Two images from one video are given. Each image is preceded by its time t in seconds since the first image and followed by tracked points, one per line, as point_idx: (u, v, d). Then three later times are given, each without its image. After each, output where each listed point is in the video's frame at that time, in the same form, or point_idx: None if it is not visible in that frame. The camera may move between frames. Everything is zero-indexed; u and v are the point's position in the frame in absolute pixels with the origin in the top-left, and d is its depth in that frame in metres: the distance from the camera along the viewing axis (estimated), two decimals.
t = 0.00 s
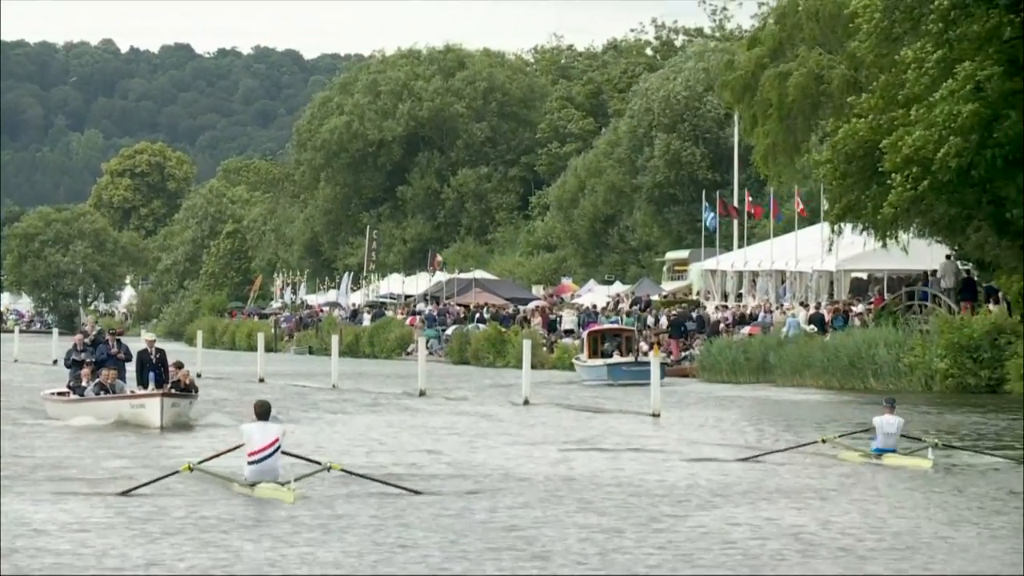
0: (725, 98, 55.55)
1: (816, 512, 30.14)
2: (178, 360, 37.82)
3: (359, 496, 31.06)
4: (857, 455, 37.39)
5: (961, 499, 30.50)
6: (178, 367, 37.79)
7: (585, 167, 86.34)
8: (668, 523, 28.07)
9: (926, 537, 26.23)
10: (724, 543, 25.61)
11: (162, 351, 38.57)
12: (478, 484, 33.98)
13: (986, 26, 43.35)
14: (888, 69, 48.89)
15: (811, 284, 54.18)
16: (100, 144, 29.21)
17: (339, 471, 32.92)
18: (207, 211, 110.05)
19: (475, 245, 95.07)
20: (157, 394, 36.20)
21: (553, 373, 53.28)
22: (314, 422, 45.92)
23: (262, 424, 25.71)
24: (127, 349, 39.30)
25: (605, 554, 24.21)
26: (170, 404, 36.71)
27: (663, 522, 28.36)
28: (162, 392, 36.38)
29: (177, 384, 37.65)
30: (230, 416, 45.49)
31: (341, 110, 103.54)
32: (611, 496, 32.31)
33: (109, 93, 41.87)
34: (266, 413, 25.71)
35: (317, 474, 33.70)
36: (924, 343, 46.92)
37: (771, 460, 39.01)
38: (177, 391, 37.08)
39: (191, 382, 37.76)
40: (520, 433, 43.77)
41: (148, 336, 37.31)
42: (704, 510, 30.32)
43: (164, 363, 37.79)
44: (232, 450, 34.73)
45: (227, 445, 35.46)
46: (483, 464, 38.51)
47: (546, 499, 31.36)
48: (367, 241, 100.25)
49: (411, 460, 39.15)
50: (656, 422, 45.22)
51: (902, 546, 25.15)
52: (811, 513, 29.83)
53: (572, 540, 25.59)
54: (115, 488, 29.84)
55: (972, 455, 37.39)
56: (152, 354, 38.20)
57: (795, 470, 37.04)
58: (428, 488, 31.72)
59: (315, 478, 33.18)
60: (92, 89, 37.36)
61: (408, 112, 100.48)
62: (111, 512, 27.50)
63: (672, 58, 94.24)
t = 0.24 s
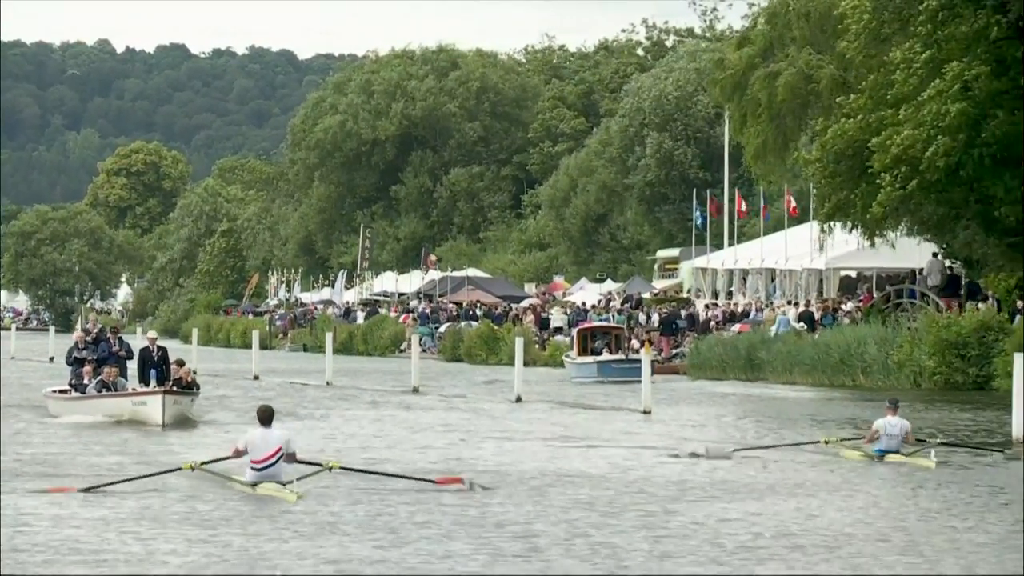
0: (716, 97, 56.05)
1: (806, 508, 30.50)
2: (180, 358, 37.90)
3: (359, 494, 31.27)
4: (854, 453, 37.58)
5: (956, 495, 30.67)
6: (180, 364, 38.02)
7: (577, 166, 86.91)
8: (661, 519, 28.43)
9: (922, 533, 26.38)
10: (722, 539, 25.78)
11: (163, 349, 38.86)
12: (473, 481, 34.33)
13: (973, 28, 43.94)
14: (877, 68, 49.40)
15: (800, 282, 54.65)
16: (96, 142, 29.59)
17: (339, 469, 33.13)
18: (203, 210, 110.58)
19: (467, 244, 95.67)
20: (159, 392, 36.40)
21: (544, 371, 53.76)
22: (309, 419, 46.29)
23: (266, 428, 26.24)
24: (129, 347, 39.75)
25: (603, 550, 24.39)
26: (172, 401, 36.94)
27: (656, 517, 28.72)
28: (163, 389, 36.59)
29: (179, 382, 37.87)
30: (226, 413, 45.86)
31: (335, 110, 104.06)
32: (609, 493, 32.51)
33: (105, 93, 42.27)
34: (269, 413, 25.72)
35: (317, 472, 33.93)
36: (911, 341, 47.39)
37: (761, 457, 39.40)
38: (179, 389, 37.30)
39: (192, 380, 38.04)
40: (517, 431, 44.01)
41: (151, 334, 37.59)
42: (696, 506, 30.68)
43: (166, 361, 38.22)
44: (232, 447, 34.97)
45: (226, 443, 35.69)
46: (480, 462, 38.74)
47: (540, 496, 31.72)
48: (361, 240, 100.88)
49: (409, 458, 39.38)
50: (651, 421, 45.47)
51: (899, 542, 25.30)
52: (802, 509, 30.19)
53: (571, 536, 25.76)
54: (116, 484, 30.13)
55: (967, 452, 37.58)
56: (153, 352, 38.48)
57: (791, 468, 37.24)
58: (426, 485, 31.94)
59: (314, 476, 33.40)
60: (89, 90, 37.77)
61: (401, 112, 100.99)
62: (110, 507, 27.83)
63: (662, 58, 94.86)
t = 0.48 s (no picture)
0: (706, 95, 56.56)
1: (800, 504, 30.92)
2: (182, 356, 38.08)
3: (359, 491, 31.45)
4: (853, 451, 37.86)
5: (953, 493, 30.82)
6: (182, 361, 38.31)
7: (569, 164, 87.63)
8: (656, 515, 28.80)
9: (921, 531, 26.52)
10: (721, 537, 25.92)
11: (165, 346, 39.17)
12: (470, 478, 34.70)
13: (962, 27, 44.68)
14: (867, 68, 49.91)
15: (790, 279, 55.17)
16: (91, 141, 29.87)
17: (340, 467, 33.33)
18: (198, 207, 111.18)
19: (461, 241, 96.38)
20: (162, 388, 36.60)
21: (536, 368, 54.20)
22: (305, 416, 46.66)
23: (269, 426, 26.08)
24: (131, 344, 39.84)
25: (605, 548, 24.53)
26: (174, 398, 37.15)
27: (651, 514, 29.09)
28: (165, 386, 36.78)
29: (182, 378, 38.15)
30: (224, 410, 46.21)
31: (329, 109, 104.66)
32: (607, 491, 32.70)
33: (102, 94, 42.53)
34: (271, 416, 25.89)
35: (317, 468, 34.12)
36: (900, 338, 47.92)
37: (755, 454, 39.83)
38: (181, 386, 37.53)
39: (193, 377, 38.40)
40: (515, 428, 44.23)
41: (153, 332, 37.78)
42: (691, 502, 31.09)
43: (168, 358, 38.49)
44: (233, 445, 35.17)
45: (227, 440, 35.89)
46: (478, 459, 38.95)
47: (537, 492, 32.10)
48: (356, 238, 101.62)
49: (408, 455, 39.58)
50: (649, 418, 45.69)
51: (899, 540, 25.43)
52: (796, 504, 30.60)
53: (571, 535, 25.91)
54: (116, 481, 30.46)
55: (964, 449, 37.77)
56: (155, 350, 38.79)
57: (788, 465, 37.44)
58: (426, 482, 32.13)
59: (315, 473, 33.59)
60: (87, 91, 38.10)
61: (395, 111, 101.62)
62: (111, 504, 28.14)
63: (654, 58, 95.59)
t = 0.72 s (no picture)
0: (698, 93, 57.04)
1: (790, 499, 31.40)
2: (185, 353, 38.49)
3: (359, 488, 31.83)
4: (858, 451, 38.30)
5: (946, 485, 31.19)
6: (185, 359, 38.72)
7: (562, 163, 88.34)
8: (649, 510, 29.26)
9: (914, 526, 26.88)
10: (717, 532, 26.29)
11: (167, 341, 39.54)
12: (465, 474, 35.15)
13: (951, 27, 45.24)
14: (857, 68, 50.38)
15: (781, 277, 55.70)
16: (87, 139, 30.25)
17: (336, 463, 33.79)
18: (194, 205, 111.82)
19: (454, 239, 97.15)
20: (165, 386, 37.00)
21: (530, 365, 54.69)
22: (302, 413, 47.09)
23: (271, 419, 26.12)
24: (132, 341, 39.74)
25: (602, 543, 24.89)
26: (176, 395, 37.56)
27: (644, 509, 29.55)
28: (168, 383, 37.17)
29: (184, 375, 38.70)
30: (222, 407, 46.64)
31: (324, 108, 105.27)
32: (604, 486, 33.08)
33: (98, 93, 42.86)
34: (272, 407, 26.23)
35: (318, 465, 34.51)
36: (890, 335, 48.47)
37: (747, 450, 40.32)
38: (183, 382, 37.98)
39: (195, 375, 38.96)
40: (512, 424, 44.63)
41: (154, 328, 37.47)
42: (683, 497, 31.56)
43: (171, 356, 38.12)
44: (233, 441, 35.55)
45: (228, 436, 36.26)
46: (474, 455, 39.42)
47: (532, 488, 32.56)
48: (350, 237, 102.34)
49: (405, 451, 39.99)
50: (642, 414, 46.17)
51: (893, 536, 25.79)
52: (786, 500, 31.08)
53: (569, 530, 26.27)
54: (116, 476, 30.89)
55: (956, 443, 38.16)
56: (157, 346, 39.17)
57: (782, 461, 37.83)
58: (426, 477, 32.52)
59: (316, 468, 33.98)
60: (83, 90, 38.45)
61: (389, 109, 102.26)
62: (112, 499, 28.56)
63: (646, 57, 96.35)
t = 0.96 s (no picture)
0: (691, 92, 57.52)
1: (781, 494, 31.85)
2: (188, 350, 38.87)
3: (359, 483, 32.26)
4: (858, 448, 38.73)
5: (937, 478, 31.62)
6: (187, 357, 39.14)
7: (556, 162, 89.23)
8: (643, 506, 29.70)
9: (906, 522, 27.30)
10: (708, 527, 26.73)
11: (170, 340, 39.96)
12: (460, 470, 35.60)
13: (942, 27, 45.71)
14: (847, 67, 50.85)
15: (773, 274, 56.18)
16: (86, 138, 30.66)
17: (334, 458, 34.23)
18: (191, 203, 112.60)
19: (449, 236, 98.08)
20: (168, 382, 37.50)
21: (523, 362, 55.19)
22: (299, 409, 47.55)
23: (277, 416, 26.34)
24: (135, 339, 40.53)
25: (600, 539, 25.30)
26: (179, 392, 38.04)
27: (638, 504, 30.00)
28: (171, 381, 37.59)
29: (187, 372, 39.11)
30: (220, 404, 47.09)
31: (319, 107, 106.00)
32: (602, 482, 33.50)
33: (97, 92, 43.27)
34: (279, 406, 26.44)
35: (319, 461, 34.92)
36: (881, 332, 48.94)
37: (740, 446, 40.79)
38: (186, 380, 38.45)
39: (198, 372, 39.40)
40: (510, 421, 45.07)
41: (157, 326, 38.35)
42: (675, 493, 32.01)
43: (173, 353, 39.00)
44: (232, 438, 35.99)
45: (229, 433, 36.67)
46: (469, 451, 39.88)
47: (527, 484, 33.00)
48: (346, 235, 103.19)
49: (402, 447, 40.45)
50: (636, 411, 46.64)
51: (886, 532, 26.21)
52: (777, 495, 31.53)
53: (567, 526, 26.67)
54: (117, 472, 31.32)
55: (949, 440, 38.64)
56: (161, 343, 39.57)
57: (776, 458, 38.29)
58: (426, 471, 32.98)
59: (317, 464, 34.39)
60: (82, 90, 38.85)
61: (384, 109, 103.03)
62: (113, 495, 28.97)
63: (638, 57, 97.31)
